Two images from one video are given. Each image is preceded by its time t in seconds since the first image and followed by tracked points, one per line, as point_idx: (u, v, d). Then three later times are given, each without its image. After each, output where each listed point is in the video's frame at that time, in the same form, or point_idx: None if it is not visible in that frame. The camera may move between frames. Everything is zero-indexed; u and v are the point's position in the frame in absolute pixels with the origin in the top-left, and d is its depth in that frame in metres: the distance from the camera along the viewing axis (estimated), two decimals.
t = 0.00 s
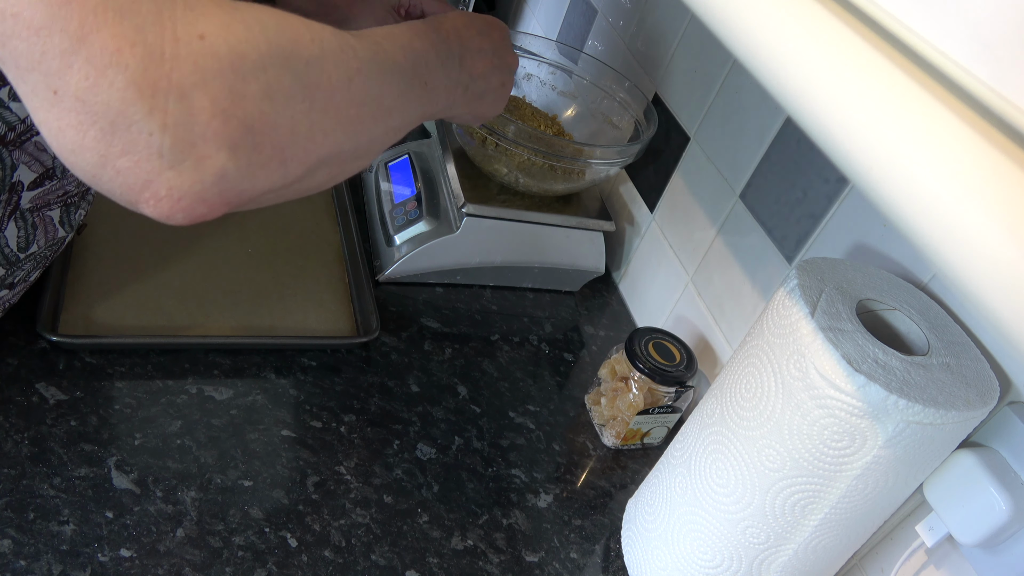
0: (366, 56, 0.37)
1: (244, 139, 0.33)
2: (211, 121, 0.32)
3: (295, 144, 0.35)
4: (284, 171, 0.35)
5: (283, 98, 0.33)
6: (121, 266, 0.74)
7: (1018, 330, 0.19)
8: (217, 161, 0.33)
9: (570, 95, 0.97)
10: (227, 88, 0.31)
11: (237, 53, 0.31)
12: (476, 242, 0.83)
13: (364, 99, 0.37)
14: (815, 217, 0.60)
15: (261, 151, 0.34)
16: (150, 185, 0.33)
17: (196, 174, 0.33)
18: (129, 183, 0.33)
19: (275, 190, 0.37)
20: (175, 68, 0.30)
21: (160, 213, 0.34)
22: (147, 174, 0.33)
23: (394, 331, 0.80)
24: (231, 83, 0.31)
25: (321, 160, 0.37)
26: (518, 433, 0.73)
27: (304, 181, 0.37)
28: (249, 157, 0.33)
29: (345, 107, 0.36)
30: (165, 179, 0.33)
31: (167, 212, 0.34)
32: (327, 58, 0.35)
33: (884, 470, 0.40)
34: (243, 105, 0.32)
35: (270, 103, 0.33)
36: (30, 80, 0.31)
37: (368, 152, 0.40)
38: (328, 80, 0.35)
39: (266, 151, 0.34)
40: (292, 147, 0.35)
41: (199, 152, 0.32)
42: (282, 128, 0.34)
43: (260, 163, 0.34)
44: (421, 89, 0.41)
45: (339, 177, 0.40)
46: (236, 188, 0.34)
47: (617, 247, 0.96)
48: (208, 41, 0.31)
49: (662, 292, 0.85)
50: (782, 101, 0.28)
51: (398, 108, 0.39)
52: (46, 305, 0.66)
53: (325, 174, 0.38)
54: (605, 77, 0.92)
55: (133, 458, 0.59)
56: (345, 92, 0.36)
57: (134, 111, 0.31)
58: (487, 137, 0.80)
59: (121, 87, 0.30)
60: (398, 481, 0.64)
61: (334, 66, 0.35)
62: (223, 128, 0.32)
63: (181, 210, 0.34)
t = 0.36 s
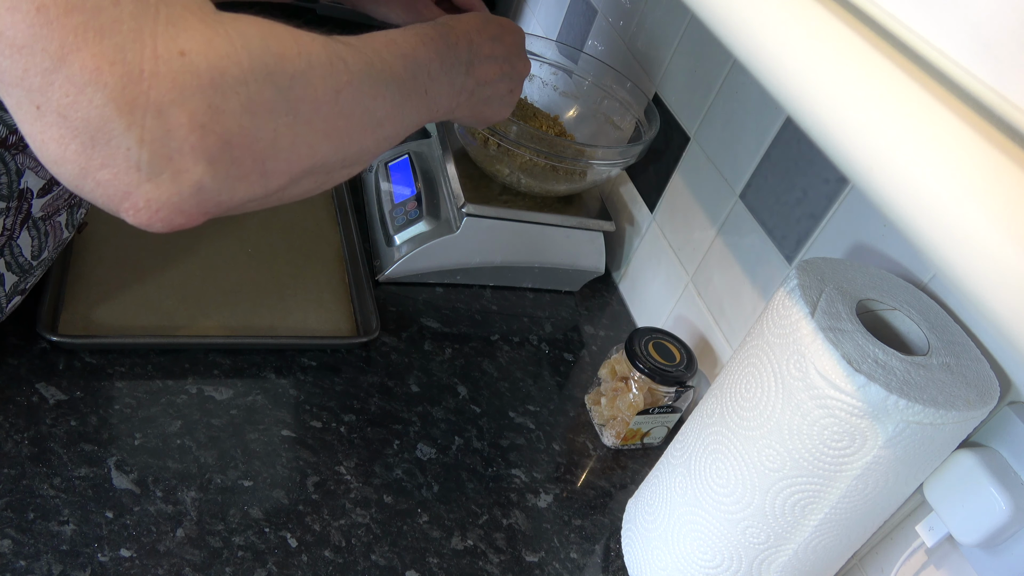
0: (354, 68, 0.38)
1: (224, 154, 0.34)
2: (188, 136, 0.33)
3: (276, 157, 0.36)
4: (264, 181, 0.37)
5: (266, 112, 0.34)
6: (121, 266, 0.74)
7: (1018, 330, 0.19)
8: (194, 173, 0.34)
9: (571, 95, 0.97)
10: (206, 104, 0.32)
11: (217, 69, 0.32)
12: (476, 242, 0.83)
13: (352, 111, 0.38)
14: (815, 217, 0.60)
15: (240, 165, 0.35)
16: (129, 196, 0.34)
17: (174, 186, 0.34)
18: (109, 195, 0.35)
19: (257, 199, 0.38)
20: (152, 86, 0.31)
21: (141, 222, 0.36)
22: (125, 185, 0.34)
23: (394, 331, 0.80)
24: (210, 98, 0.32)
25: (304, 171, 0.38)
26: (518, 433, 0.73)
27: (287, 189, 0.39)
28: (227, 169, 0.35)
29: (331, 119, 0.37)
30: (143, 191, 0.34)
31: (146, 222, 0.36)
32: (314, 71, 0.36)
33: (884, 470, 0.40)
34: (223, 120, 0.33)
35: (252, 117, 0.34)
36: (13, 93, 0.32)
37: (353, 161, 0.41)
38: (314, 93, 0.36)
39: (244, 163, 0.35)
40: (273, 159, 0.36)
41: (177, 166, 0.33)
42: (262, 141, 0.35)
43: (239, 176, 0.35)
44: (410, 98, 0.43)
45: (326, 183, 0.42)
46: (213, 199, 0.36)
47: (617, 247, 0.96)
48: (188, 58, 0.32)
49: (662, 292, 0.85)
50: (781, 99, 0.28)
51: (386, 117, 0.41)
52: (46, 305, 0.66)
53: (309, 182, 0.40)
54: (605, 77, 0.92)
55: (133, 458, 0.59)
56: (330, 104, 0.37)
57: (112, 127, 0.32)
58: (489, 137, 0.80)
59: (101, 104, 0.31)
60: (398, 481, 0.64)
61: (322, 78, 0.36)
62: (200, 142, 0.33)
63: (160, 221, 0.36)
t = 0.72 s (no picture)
0: (349, 69, 0.38)
1: (208, 155, 0.34)
2: (169, 137, 0.33)
3: (262, 157, 0.36)
4: (251, 182, 0.37)
5: (252, 114, 0.34)
6: (121, 266, 0.74)
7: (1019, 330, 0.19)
8: (175, 174, 0.34)
9: (571, 95, 0.97)
10: (188, 105, 0.33)
11: (200, 70, 0.32)
12: (476, 242, 0.83)
13: (346, 113, 0.38)
14: (815, 217, 0.60)
15: (224, 166, 0.35)
16: (111, 196, 0.35)
17: (155, 187, 0.34)
18: (91, 195, 0.35)
19: (244, 199, 0.38)
20: (133, 87, 0.31)
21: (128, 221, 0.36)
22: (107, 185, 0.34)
23: (394, 331, 0.80)
24: (192, 100, 0.32)
25: (294, 172, 0.38)
26: (518, 433, 0.73)
27: (278, 190, 0.39)
28: (209, 171, 0.35)
29: (321, 120, 0.37)
30: (125, 191, 0.34)
31: (129, 222, 0.36)
32: (303, 72, 0.36)
33: (884, 470, 0.40)
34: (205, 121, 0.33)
35: (236, 118, 0.34)
36: None
37: (348, 161, 0.41)
38: (303, 94, 0.36)
39: (228, 165, 0.35)
40: (259, 160, 0.36)
41: (159, 166, 0.34)
42: (248, 143, 0.35)
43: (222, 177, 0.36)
44: (410, 98, 0.42)
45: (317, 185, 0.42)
46: (195, 200, 0.36)
47: (617, 247, 0.96)
48: (170, 59, 0.32)
49: (662, 292, 0.85)
50: (781, 99, 0.28)
51: (381, 119, 0.41)
52: (46, 306, 0.66)
53: (301, 184, 0.40)
54: (605, 78, 0.92)
55: (133, 458, 0.59)
56: (322, 105, 0.37)
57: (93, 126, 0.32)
58: (489, 138, 0.80)
59: (81, 105, 0.31)
60: (398, 481, 0.64)
61: (314, 79, 0.36)
62: (181, 143, 0.33)
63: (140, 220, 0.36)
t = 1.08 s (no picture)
0: (326, 83, 0.38)
1: (167, 167, 0.34)
2: (126, 147, 0.33)
3: (227, 170, 0.36)
4: (213, 195, 0.37)
5: (216, 126, 0.35)
6: (120, 266, 0.74)
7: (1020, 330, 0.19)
8: (130, 184, 0.34)
9: (571, 95, 0.97)
10: (147, 116, 0.33)
11: (160, 82, 0.32)
12: (476, 242, 0.83)
13: (321, 127, 0.38)
14: (815, 217, 0.60)
15: (185, 178, 0.35)
16: (66, 205, 0.35)
17: (110, 197, 0.34)
18: (47, 203, 0.35)
19: (208, 211, 0.38)
20: (87, 97, 0.31)
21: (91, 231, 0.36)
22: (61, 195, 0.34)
23: (394, 330, 0.80)
24: (151, 110, 0.33)
25: (262, 186, 0.38)
26: (518, 433, 0.73)
27: (246, 203, 0.40)
28: (169, 182, 0.35)
29: (293, 135, 0.37)
30: (79, 201, 0.34)
31: (85, 229, 0.36)
32: (274, 85, 0.36)
33: (884, 470, 0.40)
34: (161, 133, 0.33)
35: (198, 130, 0.34)
36: None
37: (325, 177, 0.41)
38: (274, 106, 0.36)
39: (190, 176, 0.35)
40: (223, 172, 0.36)
41: (115, 176, 0.33)
42: (212, 155, 0.35)
43: (181, 189, 0.35)
44: (397, 116, 0.43)
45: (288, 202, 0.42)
46: (153, 210, 0.36)
47: (617, 247, 0.96)
48: (128, 69, 0.32)
49: (662, 293, 0.85)
50: (781, 98, 0.28)
51: (364, 134, 0.41)
52: (46, 306, 0.66)
53: (274, 198, 0.41)
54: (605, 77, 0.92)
55: (133, 458, 0.59)
56: (294, 119, 0.37)
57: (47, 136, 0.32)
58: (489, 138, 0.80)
59: (34, 115, 0.31)
60: (398, 481, 0.64)
61: (286, 95, 0.36)
62: (138, 153, 0.33)
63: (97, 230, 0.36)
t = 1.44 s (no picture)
0: (309, 81, 0.38)
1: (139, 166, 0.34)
2: (94, 146, 0.33)
3: (202, 169, 0.36)
4: (189, 194, 0.37)
5: (190, 124, 0.35)
6: (118, 265, 0.74)
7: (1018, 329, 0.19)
8: (101, 182, 0.34)
9: (571, 95, 0.97)
10: (116, 114, 0.33)
11: (130, 79, 0.32)
12: (476, 242, 0.83)
13: (302, 126, 0.38)
14: (815, 217, 0.60)
15: (157, 176, 0.35)
16: (37, 204, 0.35)
17: (80, 196, 0.34)
18: (20, 201, 0.35)
19: (186, 210, 0.38)
20: (54, 95, 0.31)
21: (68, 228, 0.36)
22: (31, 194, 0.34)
23: (394, 330, 0.80)
24: (121, 107, 0.33)
25: (240, 186, 0.39)
26: (518, 433, 0.73)
27: (226, 203, 0.40)
28: (140, 181, 0.35)
29: (272, 133, 0.37)
30: (50, 200, 0.34)
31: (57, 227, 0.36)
32: (251, 83, 0.36)
33: (884, 470, 0.40)
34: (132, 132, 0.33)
35: (171, 128, 0.34)
36: None
37: (309, 177, 0.41)
38: (251, 104, 0.36)
39: (163, 174, 0.35)
40: (198, 171, 0.36)
41: (85, 175, 0.34)
42: (187, 154, 0.35)
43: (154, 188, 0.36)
44: (386, 116, 0.42)
45: (269, 203, 0.42)
46: (124, 209, 0.36)
47: (617, 247, 0.96)
48: (96, 65, 0.32)
49: (662, 293, 0.85)
50: (781, 98, 0.28)
51: (350, 134, 0.41)
52: (46, 304, 0.66)
53: (257, 198, 0.41)
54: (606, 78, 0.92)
55: (134, 458, 0.59)
56: (274, 117, 0.37)
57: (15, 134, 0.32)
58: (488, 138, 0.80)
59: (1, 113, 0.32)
60: (398, 481, 0.64)
61: (267, 92, 0.36)
62: (108, 152, 0.33)
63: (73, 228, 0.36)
